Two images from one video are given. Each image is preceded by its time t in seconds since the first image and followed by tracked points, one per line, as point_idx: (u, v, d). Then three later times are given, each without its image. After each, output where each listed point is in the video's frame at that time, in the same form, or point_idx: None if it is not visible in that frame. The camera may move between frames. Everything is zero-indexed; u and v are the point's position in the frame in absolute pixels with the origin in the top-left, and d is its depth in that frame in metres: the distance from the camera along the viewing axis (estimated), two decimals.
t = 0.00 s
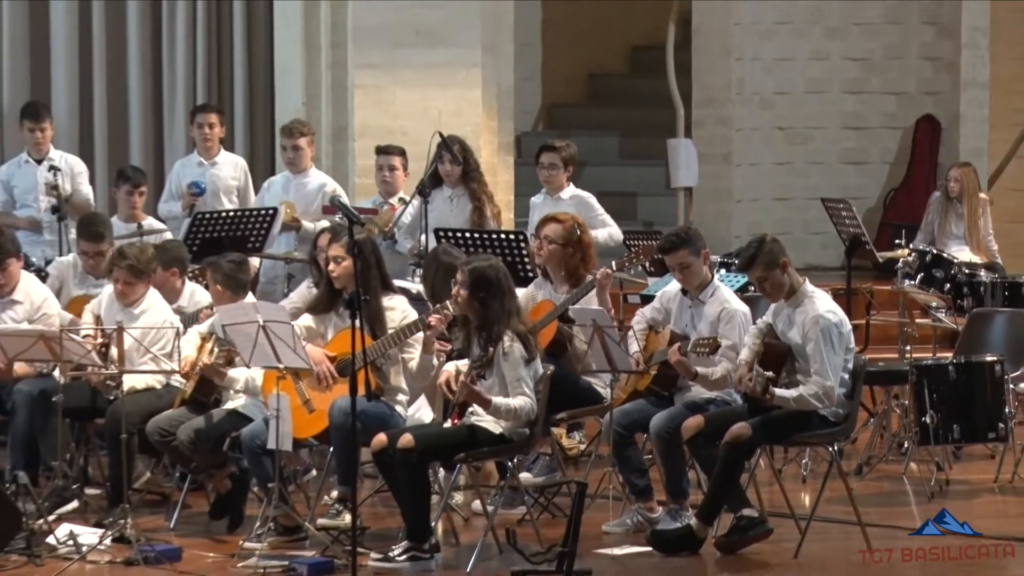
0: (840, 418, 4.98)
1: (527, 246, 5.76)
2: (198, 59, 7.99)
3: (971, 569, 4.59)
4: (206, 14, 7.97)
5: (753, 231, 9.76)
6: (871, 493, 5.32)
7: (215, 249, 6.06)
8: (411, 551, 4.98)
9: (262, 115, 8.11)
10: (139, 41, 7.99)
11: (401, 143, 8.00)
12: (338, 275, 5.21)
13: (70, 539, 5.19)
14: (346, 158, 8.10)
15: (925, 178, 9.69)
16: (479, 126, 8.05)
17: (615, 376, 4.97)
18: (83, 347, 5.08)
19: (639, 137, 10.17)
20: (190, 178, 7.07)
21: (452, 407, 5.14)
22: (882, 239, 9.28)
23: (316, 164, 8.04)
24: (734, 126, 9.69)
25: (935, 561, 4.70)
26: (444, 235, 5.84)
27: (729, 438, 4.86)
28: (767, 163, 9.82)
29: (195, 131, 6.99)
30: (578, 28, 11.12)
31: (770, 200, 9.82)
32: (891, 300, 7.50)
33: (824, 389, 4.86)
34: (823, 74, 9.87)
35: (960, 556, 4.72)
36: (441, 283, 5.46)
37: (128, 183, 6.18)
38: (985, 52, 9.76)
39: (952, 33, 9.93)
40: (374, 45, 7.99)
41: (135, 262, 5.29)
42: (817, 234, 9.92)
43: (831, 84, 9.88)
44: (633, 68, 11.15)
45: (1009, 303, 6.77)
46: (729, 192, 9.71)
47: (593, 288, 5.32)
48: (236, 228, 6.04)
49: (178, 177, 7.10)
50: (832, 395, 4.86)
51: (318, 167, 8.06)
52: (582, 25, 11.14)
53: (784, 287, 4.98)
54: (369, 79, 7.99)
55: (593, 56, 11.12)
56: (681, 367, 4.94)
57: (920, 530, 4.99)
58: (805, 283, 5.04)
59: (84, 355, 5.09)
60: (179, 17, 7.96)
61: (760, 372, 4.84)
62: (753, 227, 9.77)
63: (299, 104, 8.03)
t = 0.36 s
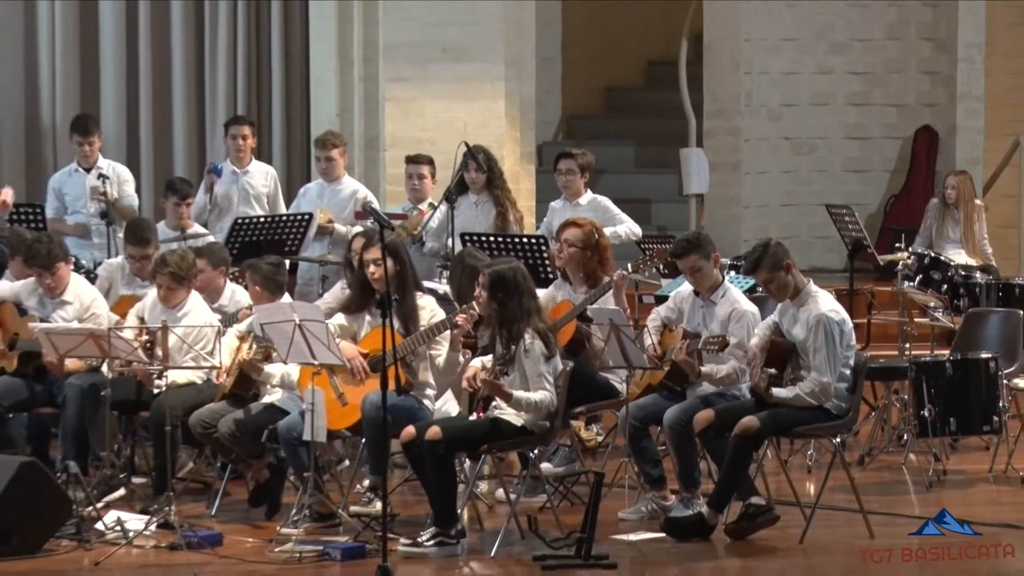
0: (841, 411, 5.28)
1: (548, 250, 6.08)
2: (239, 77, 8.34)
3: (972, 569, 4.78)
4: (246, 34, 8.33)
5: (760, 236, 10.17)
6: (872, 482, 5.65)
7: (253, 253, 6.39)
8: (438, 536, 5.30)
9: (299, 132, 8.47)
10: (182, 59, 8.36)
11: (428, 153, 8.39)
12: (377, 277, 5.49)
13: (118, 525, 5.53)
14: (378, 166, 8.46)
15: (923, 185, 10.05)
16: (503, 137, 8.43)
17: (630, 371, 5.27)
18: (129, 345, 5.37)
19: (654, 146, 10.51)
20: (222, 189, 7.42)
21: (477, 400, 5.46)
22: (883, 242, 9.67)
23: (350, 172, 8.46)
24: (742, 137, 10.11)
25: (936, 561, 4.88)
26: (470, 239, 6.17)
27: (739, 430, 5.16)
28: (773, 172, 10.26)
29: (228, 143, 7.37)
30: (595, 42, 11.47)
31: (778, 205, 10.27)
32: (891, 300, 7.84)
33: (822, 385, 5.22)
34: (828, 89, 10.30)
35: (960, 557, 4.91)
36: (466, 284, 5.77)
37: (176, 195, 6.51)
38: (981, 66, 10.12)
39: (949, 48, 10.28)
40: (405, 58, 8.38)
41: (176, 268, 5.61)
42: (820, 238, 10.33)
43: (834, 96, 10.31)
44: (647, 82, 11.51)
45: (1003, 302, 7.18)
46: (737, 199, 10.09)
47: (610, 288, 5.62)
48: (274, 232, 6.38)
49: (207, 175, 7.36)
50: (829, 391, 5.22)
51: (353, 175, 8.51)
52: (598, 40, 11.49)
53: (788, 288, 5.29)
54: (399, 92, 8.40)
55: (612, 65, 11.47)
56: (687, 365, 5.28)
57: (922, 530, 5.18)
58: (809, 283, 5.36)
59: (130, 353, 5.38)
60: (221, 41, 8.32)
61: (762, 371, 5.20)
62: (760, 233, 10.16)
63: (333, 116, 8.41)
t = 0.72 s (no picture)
0: (842, 406, 5.57)
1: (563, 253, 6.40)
2: (272, 92, 8.71)
3: (969, 567, 4.94)
4: (279, 49, 8.70)
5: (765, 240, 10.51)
6: (870, 473, 6.02)
7: (285, 255, 6.73)
8: (459, 523, 5.61)
9: (327, 141, 8.79)
10: (219, 72, 8.73)
11: (450, 162, 8.75)
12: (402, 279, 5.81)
13: (158, 513, 5.86)
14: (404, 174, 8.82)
15: (917, 192, 10.35)
16: (520, 146, 8.76)
17: (641, 367, 5.59)
18: (167, 342, 5.67)
19: (665, 155, 10.84)
20: (254, 193, 7.78)
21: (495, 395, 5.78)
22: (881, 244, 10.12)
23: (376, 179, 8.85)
24: (748, 146, 10.52)
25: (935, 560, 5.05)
26: (489, 242, 6.51)
27: (744, 424, 5.46)
28: (776, 179, 10.60)
29: (262, 154, 7.70)
30: (611, 56, 11.81)
31: (781, 211, 10.62)
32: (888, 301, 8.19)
33: (823, 381, 5.50)
34: (827, 102, 10.64)
35: (959, 557, 5.07)
36: (485, 285, 6.08)
37: (214, 200, 6.85)
38: (972, 79, 10.46)
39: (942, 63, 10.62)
40: (430, 72, 8.74)
41: (210, 270, 5.95)
42: (821, 242, 10.67)
43: (834, 108, 10.64)
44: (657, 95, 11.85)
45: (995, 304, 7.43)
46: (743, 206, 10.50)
47: (622, 289, 5.93)
48: (304, 236, 6.72)
49: (244, 175, 7.72)
50: (830, 387, 5.50)
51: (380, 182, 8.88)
52: (614, 53, 11.82)
53: (790, 289, 5.59)
54: (422, 104, 8.74)
55: (627, 75, 11.82)
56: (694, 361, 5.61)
57: (922, 530, 5.34)
58: (810, 285, 5.66)
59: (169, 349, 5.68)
60: (255, 58, 8.70)
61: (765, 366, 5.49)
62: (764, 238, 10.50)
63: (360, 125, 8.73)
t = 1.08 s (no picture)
0: (847, 402, 5.80)
1: (579, 256, 6.64)
2: (299, 103, 8.93)
3: (966, 565, 5.06)
4: (306, 61, 8.94)
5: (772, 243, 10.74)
6: (874, 467, 6.29)
7: (310, 258, 6.97)
8: (478, 515, 5.84)
9: (352, 147, 9.05)
10: (249, 83, 8.95)
11: (469, 168, 9.03)
12: (423, 280, 6.05)
13: (189, 505, 6.09)
14: (426, 180, 9.09)
15: (919, 195, 10.54)
16: (537, 153, 9.02)
17: (655, 365, 5.81)
18: (198, 341, 5.91)
19: (676, 161, 11.07)
20: (290, 197, 8.04)
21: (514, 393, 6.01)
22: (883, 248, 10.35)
23: (398, 185, 9.11)
24: (756, 153, 10.80)
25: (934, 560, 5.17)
26: (507, 245, 6.75)
27: (752, 420, 5.68)
28: (783, 184, 10.84)
29: (303, 157, 7.97)
30: (625, 62, 12.05)
31: (787, 216, 10.85)
32: (890, 302, 8.43)
33: (827, 379, 5.74)
34: (832, 110, 10.86)
35: (959, 556, 5.16)
36: (503, 287, 6.32)
37: (243, 205, 7.11)
38: (972, 89, 10.59)
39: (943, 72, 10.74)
40: (450, 82, 9.01)
41: (238, 271, 6.20)
42: (827, 245, 10.90)
43: (838, 117, 10.87)
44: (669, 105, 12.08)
45: (995, 305, 7.67)
46: (750, 209, 10.75)
47: (635, 291, 6.16)
48: (330, 239, 6.96)
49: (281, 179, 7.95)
50: (833, 384, 5.74)
51: (402, 186, 9.15)
52: (630, 60, 12.06)
53: (796, 290, 5.81)
54: (445, 113, 9.03)
55: (641, 80, 12.06)
56: (708, 358, 5.83)
57: (922, 530, 5.47)
58: (816, 286, 5.88)
59: (199, 347, 5.91)
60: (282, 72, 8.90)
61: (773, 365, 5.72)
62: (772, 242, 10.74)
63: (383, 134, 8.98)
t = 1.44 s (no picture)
0: (852, 399, 5.95)
1: (591, 258, 6.83)
2: (320, 109, 9.13)
3: (962, 560, 5.18)
4: (327, 72, 9.13)
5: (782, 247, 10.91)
6: (878, 464, 6.48)
7: (332, 260, 7.17)
8: (493, 509, 6.03)
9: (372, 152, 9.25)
10: (271, 90, 9.19)
11: (486, 173, 9.28)
12: (439, 281, 6.24)
13: (213, 500, 6.28)
14: (443, 184, 9.29)
15: (922, 199, 10.72)
16: (551, 158, 9.27)
17: (664, 364, 5.99)
18: (223, 341, 6.10)
19: (688, 166, 11.25)
20: (319, 204, 8.29)
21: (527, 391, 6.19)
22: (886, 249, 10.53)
23: (416, 190, 9.29)
24: (764, 158, 10.96)
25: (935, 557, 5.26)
26: (521, 247, 6.93)
27: (759, 417, 5.86)
28: (792, 189, 11.02)
29: (331, 163, 8.14)
30: (638, 69, 12.22)
31: (795, 219, 11.03)
32: (894, 304, 8.62)
33: (832, 377, 5.90)
34: (838, 116, 11.03)
35: (960, 556, 5.22)
36: (517, 288, 6.50)
37: (264, 207, 7.32)
38: (974, 97, 10.74)
39: (945, 80, 10.97)
40: (465, 90, 9.27)
41: (260, 274, 6.40)
42: (834, 248, 11.07)
43: (843, 122, 11.05)
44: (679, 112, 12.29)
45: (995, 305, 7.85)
46: (759, 214, 10.94)
47: (645, 292, 6.34)
48: (351, 242, 7.16)
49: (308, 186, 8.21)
50: (838, 383, 5.90)
51: (419, 189, 9.34)
52: (644, 67, 12.26)
53: (802, 292, 6.01)
54: (461, 119, 9.29)
55: (654, 86, 12.25)
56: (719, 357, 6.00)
57: (923, 530, 5.57)
58: (821, 288, 6.07)
59: (224, 347, 6.10)
60: (303, 80, 9.13)
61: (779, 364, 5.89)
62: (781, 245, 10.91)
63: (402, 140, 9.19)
